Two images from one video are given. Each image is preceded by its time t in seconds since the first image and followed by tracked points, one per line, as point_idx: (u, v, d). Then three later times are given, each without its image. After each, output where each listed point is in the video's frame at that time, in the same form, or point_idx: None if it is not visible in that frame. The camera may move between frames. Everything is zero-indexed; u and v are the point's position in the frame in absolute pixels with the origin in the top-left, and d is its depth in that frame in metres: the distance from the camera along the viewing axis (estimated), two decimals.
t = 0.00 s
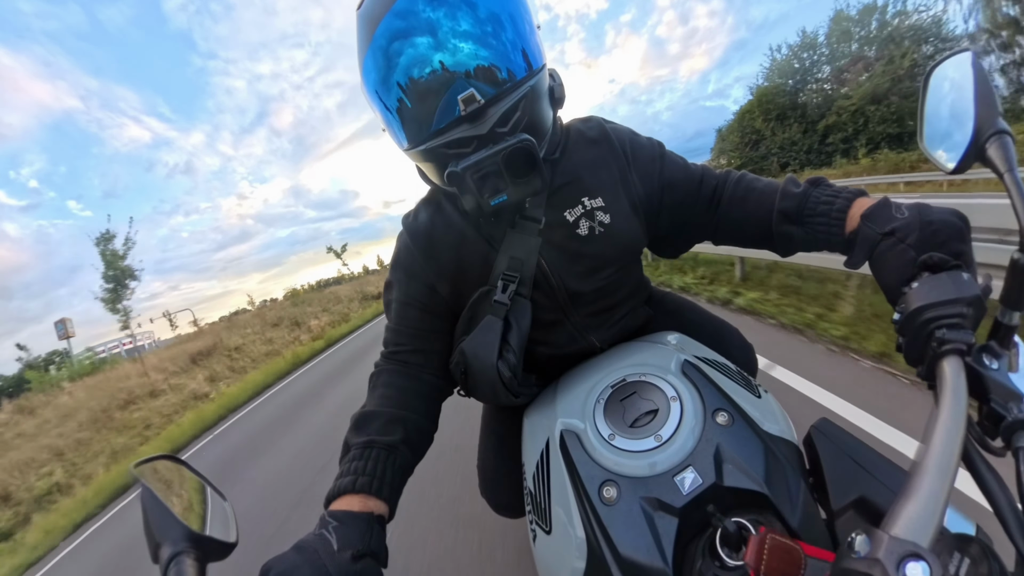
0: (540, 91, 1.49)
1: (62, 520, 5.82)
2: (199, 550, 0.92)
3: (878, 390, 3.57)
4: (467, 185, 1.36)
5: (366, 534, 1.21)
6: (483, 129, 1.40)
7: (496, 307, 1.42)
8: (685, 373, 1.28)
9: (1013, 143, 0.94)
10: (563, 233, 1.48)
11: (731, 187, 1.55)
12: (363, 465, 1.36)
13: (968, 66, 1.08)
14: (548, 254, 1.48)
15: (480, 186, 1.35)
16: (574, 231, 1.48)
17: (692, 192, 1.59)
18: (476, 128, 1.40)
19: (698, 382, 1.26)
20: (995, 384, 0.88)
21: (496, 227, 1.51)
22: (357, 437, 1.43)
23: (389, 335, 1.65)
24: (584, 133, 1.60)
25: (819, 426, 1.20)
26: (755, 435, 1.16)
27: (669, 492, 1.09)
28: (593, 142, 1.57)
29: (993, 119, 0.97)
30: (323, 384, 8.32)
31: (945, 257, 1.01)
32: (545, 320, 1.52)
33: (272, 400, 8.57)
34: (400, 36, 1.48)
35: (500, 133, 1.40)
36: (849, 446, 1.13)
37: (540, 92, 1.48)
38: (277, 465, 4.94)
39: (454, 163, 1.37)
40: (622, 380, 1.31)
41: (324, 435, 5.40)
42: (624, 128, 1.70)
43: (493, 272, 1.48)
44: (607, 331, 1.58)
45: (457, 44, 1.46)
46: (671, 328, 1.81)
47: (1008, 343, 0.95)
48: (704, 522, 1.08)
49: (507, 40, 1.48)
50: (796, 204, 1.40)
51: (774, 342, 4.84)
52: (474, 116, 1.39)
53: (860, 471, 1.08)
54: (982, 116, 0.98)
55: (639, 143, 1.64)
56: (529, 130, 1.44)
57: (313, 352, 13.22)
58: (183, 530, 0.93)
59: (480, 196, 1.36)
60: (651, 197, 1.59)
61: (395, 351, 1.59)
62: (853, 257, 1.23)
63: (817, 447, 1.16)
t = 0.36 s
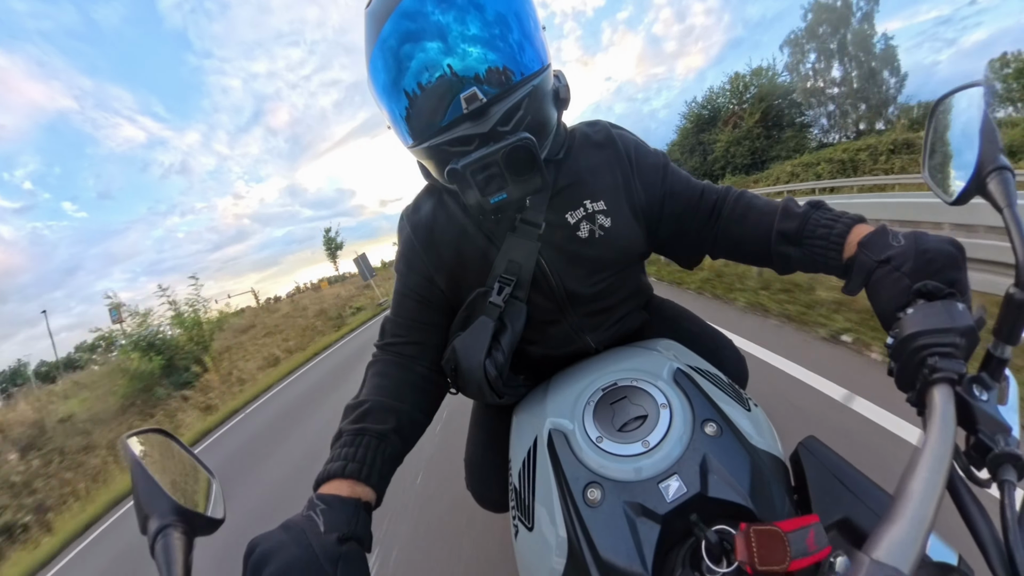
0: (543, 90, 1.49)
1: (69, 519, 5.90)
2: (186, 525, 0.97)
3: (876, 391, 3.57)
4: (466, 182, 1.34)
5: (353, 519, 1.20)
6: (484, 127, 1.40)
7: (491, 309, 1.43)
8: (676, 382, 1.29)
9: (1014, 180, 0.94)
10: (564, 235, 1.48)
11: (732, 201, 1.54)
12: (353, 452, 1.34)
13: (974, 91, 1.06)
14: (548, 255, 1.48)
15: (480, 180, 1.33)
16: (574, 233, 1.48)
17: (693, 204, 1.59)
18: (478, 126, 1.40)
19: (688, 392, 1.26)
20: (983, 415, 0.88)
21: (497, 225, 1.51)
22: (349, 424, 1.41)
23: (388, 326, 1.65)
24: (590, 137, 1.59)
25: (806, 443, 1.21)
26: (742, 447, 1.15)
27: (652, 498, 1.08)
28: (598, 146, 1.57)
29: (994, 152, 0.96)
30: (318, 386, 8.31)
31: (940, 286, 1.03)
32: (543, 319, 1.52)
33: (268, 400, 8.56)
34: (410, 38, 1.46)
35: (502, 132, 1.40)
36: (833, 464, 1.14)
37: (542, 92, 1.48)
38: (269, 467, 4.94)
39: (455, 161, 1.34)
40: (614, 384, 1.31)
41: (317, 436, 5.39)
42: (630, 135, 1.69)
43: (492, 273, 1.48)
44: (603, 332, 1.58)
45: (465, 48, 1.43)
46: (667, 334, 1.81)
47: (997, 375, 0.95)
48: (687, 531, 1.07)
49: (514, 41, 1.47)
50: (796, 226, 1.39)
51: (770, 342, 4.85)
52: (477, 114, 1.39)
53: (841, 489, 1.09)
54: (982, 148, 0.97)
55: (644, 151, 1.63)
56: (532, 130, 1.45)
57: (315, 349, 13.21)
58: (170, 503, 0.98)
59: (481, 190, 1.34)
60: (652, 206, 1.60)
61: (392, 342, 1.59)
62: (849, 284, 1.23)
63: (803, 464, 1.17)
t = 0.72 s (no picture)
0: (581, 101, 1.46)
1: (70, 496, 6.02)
2: (172, 506, 1.03)
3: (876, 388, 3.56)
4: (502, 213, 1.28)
5: (340, 509, 1.23)
6: (518, 146, 1.33)
7: (488, 337, 1.41)
8: (667, 389, 1.29)
9: (1007, 210, 0.96)
10: (577, 251, 1.45)
11: (740, 215, 1.54)
12: (343, 445, 1.37)
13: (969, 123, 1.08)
14: (557, 268, 1.45)
15: (516, 214, 1.29)
16: (588, 249, 1.46)
17: (702, 216, 1.59)
18: (511, 142, 1.33)
19: (679, 399, 1.27)
20: (968, 438, 0.89)
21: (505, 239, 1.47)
22: (342, 417, 1.44)
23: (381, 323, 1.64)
24: (605, 141, 1.58)
25: (793, 458, 1.21)
26: (729, 457, 1.16)
27: (637, 503, 1.09)
28: (615, 156, 1.55)
29: (987, 182, 0.99)
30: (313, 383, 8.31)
31: (929, 310, 1.05)
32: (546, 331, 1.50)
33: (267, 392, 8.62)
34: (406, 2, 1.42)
35: (538, 150, 1.34)
36: (819, 482, 1.14)
37: (577, 106, 1.42)
38: (244, 483, 4.91)
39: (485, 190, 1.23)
40: (605, 388, 1.31)
41: (296, 451, 5.36)
42: (643, 138, 1.68)
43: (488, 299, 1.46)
44: (602, 339, 1.58)
45: None
46: (661, 341, 1.81)
47: (985, 401, 0.95)
48: (669, 539, 1.07)
49: None
50: (794, 244, 1.40)
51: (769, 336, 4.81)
52: (509, 127, 1.33)
53: (828, 506, 1.09)
54: (978, 177, 1.00)
55: (663, 160, 1.63)
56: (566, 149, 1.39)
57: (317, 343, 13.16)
58: (157, 484, 1.03)
59: (516, 222, 1.30)
60: (667, 214, 1.59)
61: (386, 347, 1.59)
62: (841, 305, 1.23)
63: (790, 479, 1.17)
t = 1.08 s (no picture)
0: (565, 89, 1.51)
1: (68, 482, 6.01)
2: (161, 484, 1.03)
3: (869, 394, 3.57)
4: (492, 151, 1.35)
5: (323, 492, 1.22)
6: (512, 108, 1.40)
7: (492, 293, 1.41)
8: (658, 395, 1.29)
9: (1005, 239, 0.97)
10: (565, 222, 1.48)
11: (731, 212, 1.55)
12: (329, 426, 1.35)
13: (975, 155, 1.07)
14: (549, 242, 1.47)
15: (505, 151, 1.35)
16: (576, 221, 1.48)
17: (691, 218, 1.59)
18: (506, 106, 1.40)
19: (669, 406, 1.27)
20: (955, 464, 0.89)
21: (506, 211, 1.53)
22: (330, 397, 1.42)
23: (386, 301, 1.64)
24: (596, 140, 1.61)
25: (782, 472, 1.23)
26: (717, 467, 1.16)
27: (623, 508, 1.09)
28: (604, 148, 1.59)
29: (988, 212, 0.99)
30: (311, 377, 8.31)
31: (925, 333, 1.05)
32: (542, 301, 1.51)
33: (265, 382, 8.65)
34: (448, 32, 1.44)
35: (525, 115, 1.41)
36: (808, 497, 1.15)
37: (563, 88, 1.48)
38: (235, 473, 4.92)
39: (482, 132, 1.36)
40: (597, 391, 1.31)
41: (284, 443, 5.38)
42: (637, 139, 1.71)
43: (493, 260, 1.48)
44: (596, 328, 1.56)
45: (496, 40, 1.42)
46: (654, 345, 1.79)
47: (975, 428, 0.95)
48: (654, 545, 1.08)
49: (540, 28, 1.47)
50: (794, 251, 1.39)
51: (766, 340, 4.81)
52: (506, 95, 1.40)
53: (814, 524, 1.10)
54: (978, 205, 1.01)
55: (644, 156, 1.63)
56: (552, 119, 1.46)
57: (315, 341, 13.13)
58: (147, 462, 1.03)
59: (504, 159, 1.35)
60: (657, 213, 1.59)
61: (389, 314, 1.59)
62: (839, 319, 1.23)
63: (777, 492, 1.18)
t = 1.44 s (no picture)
0: (580, 93, 1.47)
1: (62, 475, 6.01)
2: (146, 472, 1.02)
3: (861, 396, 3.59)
4: (498, 171, 1.33)
5: (311, 484, 1.22)
6: (520, 117, 1.36)
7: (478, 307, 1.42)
8: (648, 397, 1.30)
9: (989, 259, 0.97)
10: (566, 234, 1.47)
11: (729, 229, 1.56)
12: (319, 420, 1.36)
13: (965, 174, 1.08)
14: (547, 253, 1.47)
15: (511, 172, 1.33)
16: (578, 234, 1.47)
17: (694, 223, 1.60)
18: (514, 115, 1.36)
19: (659, 407, 1.27)
20: (934, 476, 0.90)
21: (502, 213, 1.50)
22: (321, 391, 1.43)
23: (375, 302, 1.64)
24: (607, 142, 1.59)
25: (766, 476, 1.23)
26: (703, 468, 1.16)
27: (608, 505, 1.09)
28: (616, 154, 1.57)
29: (974, 232, 1.00)
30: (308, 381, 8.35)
31: (910, 346, 1.05)
32: (530, 314, 1.52)
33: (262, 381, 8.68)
34: (441, 4, 1.45)
35: (536, 125, 1.37)
36: (789, 501, 1.15)
37: (579, 92, 1.46)
38: (229, 477, 4.94)
39: (487, 148, 1.33)
40: (587, 390, 1.31)
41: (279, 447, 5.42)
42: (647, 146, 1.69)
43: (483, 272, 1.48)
44: (587, 336, 1.58)
45: (497, 3, 1.44)
46: (647, 349, 1.80)
47: (954, 441, 0.95)
48: (638, 544, 1.06)
49: None
50: (783, 263, 1.40)
51: (760, 340, 4.82)
52: (514, 101, 1.36)
53: (796, 526, 1.11)
54: (963, 225, 1.02)
55: (659, 166, 1.63)
56: (563, 127, 1.42)
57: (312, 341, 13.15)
58: (131, 450, 1.03)
59: (509, 180, 1.34)
60: (658, 217, 1.60)
61: (378, 315, 1.58)
62: (825, 329, 1.24)
63: (760, 493, 1.19)
